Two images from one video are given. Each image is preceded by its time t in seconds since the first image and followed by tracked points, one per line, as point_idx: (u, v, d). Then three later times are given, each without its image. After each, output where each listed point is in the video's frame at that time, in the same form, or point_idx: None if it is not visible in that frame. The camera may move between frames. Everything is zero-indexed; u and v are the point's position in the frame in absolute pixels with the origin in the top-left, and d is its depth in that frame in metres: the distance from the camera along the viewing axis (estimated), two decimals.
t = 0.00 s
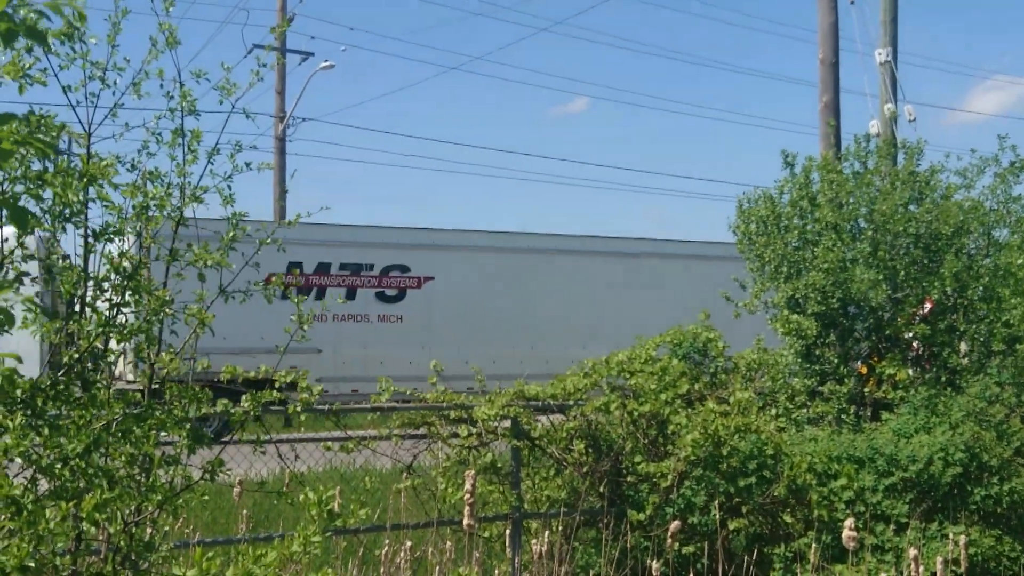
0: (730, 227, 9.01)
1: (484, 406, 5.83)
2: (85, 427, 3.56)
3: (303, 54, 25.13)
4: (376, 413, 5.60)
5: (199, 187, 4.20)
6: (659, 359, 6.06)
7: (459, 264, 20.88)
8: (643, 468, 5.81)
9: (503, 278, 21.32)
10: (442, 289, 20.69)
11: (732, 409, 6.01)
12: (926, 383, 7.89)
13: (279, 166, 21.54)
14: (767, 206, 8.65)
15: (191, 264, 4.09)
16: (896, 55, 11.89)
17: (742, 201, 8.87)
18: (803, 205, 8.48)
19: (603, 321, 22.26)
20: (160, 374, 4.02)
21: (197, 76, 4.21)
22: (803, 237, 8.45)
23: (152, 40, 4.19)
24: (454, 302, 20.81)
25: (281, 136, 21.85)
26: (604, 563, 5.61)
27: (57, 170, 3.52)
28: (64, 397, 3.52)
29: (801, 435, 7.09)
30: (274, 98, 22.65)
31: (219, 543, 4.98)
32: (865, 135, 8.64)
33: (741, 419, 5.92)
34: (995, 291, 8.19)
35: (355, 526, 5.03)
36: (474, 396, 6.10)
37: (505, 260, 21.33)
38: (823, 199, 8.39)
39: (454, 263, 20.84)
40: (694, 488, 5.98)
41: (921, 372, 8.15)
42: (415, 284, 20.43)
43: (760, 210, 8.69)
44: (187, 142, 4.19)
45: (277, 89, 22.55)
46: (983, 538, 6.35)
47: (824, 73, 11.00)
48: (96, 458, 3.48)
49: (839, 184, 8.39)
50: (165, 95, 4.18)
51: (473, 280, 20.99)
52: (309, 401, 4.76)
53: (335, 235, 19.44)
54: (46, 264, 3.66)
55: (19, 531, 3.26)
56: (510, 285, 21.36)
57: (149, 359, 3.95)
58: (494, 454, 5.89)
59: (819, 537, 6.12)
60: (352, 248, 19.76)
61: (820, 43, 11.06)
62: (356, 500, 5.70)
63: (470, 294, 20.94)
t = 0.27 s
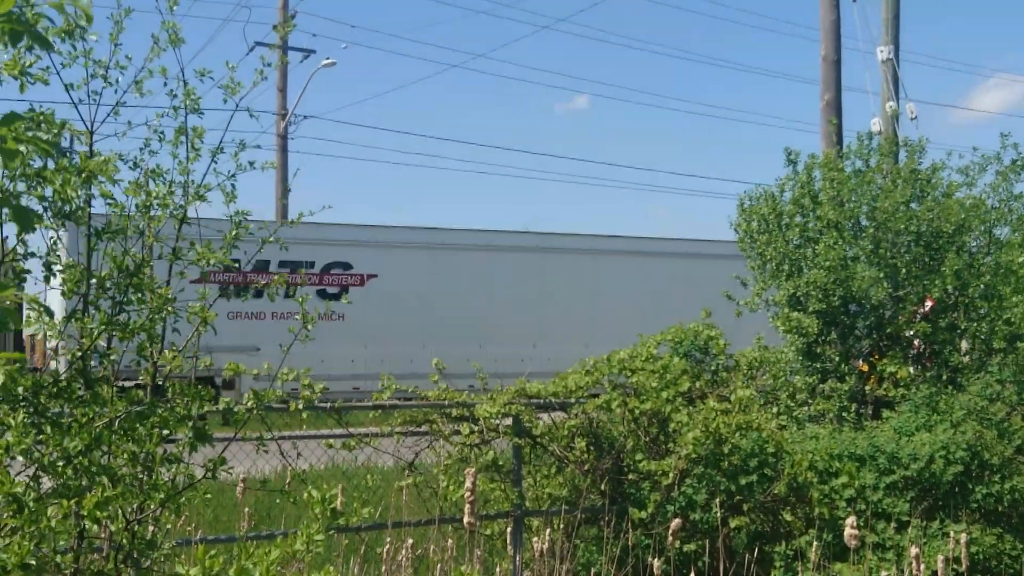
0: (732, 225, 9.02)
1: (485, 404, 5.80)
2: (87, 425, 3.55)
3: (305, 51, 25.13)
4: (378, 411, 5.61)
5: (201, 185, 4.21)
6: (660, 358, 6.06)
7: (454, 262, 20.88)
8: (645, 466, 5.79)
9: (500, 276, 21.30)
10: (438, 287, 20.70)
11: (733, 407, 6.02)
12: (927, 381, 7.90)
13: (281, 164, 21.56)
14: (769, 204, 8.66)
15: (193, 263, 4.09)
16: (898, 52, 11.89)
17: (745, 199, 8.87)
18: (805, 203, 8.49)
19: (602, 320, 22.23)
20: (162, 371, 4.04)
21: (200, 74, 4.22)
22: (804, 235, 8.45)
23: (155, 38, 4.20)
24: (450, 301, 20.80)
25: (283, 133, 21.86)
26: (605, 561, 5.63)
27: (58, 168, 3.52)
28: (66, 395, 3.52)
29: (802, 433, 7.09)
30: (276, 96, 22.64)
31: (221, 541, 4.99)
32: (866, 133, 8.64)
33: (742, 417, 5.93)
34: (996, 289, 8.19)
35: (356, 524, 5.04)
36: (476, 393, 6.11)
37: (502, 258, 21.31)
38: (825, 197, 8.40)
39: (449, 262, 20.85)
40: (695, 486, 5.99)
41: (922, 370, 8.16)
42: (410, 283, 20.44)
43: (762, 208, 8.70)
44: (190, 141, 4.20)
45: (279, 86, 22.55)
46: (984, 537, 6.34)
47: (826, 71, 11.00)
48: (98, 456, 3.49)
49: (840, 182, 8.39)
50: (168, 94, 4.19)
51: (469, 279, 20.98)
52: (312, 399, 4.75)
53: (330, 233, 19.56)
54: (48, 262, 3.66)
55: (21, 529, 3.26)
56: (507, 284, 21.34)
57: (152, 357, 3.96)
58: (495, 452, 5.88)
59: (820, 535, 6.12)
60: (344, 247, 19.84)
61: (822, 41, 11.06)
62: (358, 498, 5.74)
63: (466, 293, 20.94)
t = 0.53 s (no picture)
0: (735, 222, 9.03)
1: (488, 401, 5.81)
2: (90, 421, 3.55)
3: (308, 49, 25.14)
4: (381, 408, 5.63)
5: (202, 182, 4.21)
6: (663, 355, 6.05)
7: (452, 261, 20.84)
8: (648, 463, 5.78)
9: (500, 275, 21.27)
10: (437, 287, 20.71)
11: (736, 404, 6.01)
12: (930, 378, 7.89)
13: (284, 161, 21.59)
14: (772, 201, 8.66)
15: (194, 259, 4.10)
16: (901, 50, 11.88)
17: (748, 196, 8.88)
18: (809, 200, 8.49)
19: (602, 319, 22.19)
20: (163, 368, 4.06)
21: (200, 71, 4.23)
22: (807, 233, 8.45)
23: (155, 35, 4.20)
24: (450, 301, 20.80)
25: (286, 130, 21.87)
26: (609, 558, 5.65)
27: (59, 164, 3.52)
28: (69, 391, 3.53)
29: (806, 430, 7.08)
30: (279, 93, 22.65)
31: (223, 538, 4.99)
32: (870, 130, 8.64)
33: (745, 414, 5.92)
34: (1000, 286, 8.18)
35: (360, 521, 5.04)
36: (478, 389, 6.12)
37: (501, 256, 21.27)
38: (828, 194, 8.40)
39: (448, 260, 20.83)
40: (698, 483, 6.03)
41: (926, 367, 8.14)
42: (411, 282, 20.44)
43: (766, 205, 8.71)
44: (190, 138, 4.21)
45: (282, 83, 22.56)
46: (987, 534, 6.32)
47: (830, 68, 11.00)
48: (101, 452, 3.48)
49: (843, 179, 8.39)
50: (168, 91, 4.20)
51: (469, 278, 20.96)
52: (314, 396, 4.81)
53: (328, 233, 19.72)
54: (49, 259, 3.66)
55: (26, 525, 3.26)
56: (506, 283, 21.31)
57: (154, 353, 3.96)
58: (498, 449, 5.90)
59: (823, 533, 6.10)
60: (339, 248, 19.93)
61: (825, 38, 11.05)
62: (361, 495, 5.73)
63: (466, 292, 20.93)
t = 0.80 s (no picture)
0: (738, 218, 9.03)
1: (491, 397, 5.83)
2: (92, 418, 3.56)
3: (311, 46, 25.15)
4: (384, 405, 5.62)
5: (204, 179, 4.22)
6: (666, 351, 6.03)
7: (453, 261, 20.85)
8: (651, 459, 5.80)
9: (497, 273, 21.24)
10: (435, 285, 20.74)
11: (738, 401, 6.01)
12: (933, 374, 7.88)
13: (287, 158, 21.60)
14: (775, 197, 8.66)
15: (196, 256, 4.11)
16: (905, 46, 11.86)
17: (751, 192, 8.88)
18: (812, 196, 8.49)
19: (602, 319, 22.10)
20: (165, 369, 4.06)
21: (202, 68, 4.24)
22: (810, 229, 8.45)
23: (157, 33, 4.21)
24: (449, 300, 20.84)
25: (289, 127, 21.87)
26: (611, 555, 5.62)
27: (63, 162, 3.52)
28: (71, 389, 3.49)
29: (809, 427, 7.08)
30: (282, 91, 22.66)
31: (227, 535, 5.00)
32: (873, 126, 8.63)
33: (748, 411, 5.92)
34: (1004, 282, 8.17)
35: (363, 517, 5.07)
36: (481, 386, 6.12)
37: (501, 254, 21.22)
38: (831, 190, 8.39)
39: (448, 259, 20.83)
40: (701, 479, 6.02)
41: (929, 363, 8.14)
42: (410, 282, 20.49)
43: (768, 201, 8.72)
44: (192, 135, 4.22)
45: (285, 81, 22.55)
46: (990, 530, 6.32)
47: (832, 64, 10.98)
48: (104, 449, 3.49)
49: (846, 175, 8.39)
50: (170, 88, 4.21)
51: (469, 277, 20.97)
52: (317, 392, 4.84)
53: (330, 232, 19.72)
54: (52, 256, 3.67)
55: (31, 522, 3.28)
56: (504, 280, 21.28)
57: (157, 351, 3.97)
58: (501, 446, 5.89)
59: (826, 529, 6.09)
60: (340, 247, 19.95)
61: (828, 34, 11.04)
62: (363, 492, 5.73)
63: (464, 291, 20.95)
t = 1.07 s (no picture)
0: (740, 215, 9.03)
1: (495, 394, 5.83)
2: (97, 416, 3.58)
3: (312, 44, 25.15)
4: (387, 402, 5.62)
5: (208, 177, 4.22)
6: (670, 348, 6.06)
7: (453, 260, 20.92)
8: (654, 456, 5.80)
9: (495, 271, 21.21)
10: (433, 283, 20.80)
11: (742, 397, 6.01)
12: (937, 370, 7.88)
13: (289, 155, 21.60)
14: (777, 193, 8.66)
15: (200, 254, 4.11)
16: (907, 41, 11.84)
17: (753, 189, 8.87)
18: (814, 192, 8.49)
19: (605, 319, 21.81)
20: (170, 368, 4.04)
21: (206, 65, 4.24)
22: (813, 225, 8.45)
23: (161, 30, 4.21)
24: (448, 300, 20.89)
25: (291, 125, 21.87)
26: (616, 551, 5.61)
27: (65, 159, 3.52)
28: (76, 387, 3.55)
29: (813, 423, 7.08)
30: (285, 88, 22.66)
31: (232, 532, 5.01)
32: (876, 122, 8.62)
33: (751, 407, 5.92)
34: (1008, 278, 8.16)
35: (367, 514, 5.06)
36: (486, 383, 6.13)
37: (499, 251, 21.19)
38: (834, 186, 8.38)
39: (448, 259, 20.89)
40: (705, 476, 6.01)
41: (932, 359, 8.14)
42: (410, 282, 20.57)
43: (770, 197, 8.71)
44: (196, 133, 4.22)
45: (287, 78, 22.55)
46: (994, 526, 6.31)
47: (835, 60, 10.97)
48: (109, 447, 3.48)
49: (849, 171, 8.38)
50: (174, 86, 4.21)
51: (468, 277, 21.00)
52: (321, 389, 4.78)
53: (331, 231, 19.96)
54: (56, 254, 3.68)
55: (35, 519, 3.29)
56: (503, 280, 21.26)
57: (161, 348, 3.97)
58: (505, 442, 5.89)
59: (830, 525, 6.09)
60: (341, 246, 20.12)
61: (831, 30, 11.02)
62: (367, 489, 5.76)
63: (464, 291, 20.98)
